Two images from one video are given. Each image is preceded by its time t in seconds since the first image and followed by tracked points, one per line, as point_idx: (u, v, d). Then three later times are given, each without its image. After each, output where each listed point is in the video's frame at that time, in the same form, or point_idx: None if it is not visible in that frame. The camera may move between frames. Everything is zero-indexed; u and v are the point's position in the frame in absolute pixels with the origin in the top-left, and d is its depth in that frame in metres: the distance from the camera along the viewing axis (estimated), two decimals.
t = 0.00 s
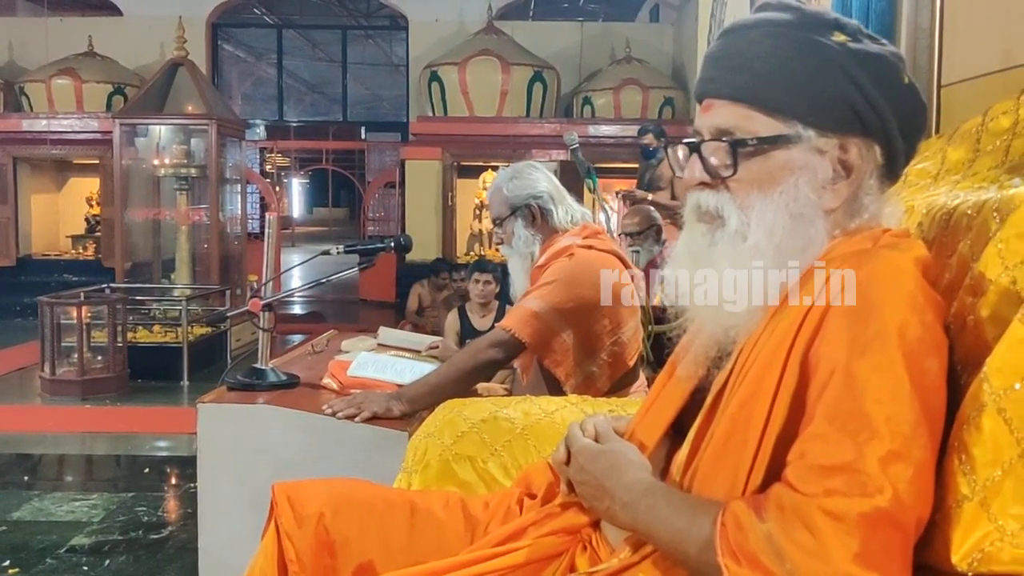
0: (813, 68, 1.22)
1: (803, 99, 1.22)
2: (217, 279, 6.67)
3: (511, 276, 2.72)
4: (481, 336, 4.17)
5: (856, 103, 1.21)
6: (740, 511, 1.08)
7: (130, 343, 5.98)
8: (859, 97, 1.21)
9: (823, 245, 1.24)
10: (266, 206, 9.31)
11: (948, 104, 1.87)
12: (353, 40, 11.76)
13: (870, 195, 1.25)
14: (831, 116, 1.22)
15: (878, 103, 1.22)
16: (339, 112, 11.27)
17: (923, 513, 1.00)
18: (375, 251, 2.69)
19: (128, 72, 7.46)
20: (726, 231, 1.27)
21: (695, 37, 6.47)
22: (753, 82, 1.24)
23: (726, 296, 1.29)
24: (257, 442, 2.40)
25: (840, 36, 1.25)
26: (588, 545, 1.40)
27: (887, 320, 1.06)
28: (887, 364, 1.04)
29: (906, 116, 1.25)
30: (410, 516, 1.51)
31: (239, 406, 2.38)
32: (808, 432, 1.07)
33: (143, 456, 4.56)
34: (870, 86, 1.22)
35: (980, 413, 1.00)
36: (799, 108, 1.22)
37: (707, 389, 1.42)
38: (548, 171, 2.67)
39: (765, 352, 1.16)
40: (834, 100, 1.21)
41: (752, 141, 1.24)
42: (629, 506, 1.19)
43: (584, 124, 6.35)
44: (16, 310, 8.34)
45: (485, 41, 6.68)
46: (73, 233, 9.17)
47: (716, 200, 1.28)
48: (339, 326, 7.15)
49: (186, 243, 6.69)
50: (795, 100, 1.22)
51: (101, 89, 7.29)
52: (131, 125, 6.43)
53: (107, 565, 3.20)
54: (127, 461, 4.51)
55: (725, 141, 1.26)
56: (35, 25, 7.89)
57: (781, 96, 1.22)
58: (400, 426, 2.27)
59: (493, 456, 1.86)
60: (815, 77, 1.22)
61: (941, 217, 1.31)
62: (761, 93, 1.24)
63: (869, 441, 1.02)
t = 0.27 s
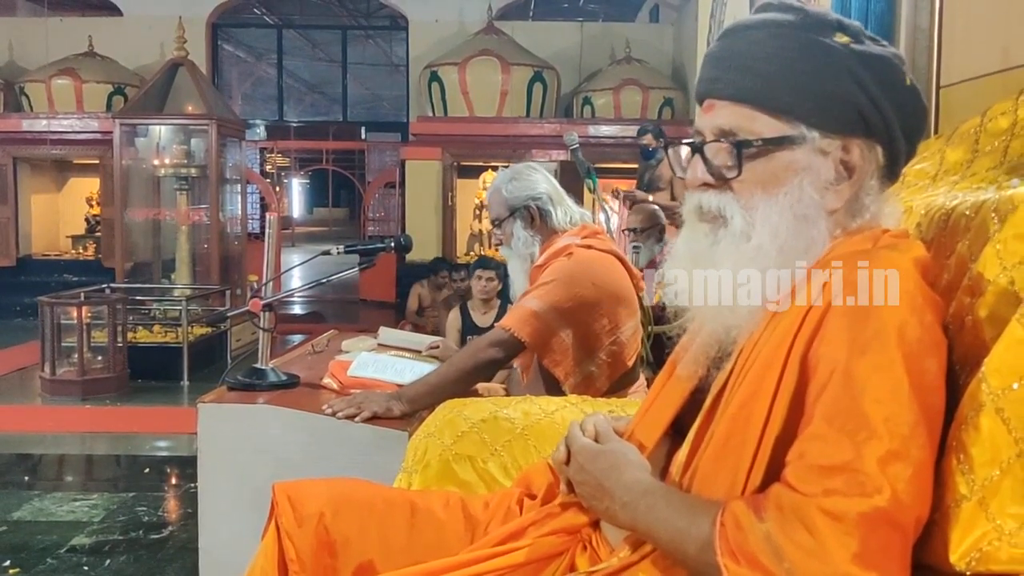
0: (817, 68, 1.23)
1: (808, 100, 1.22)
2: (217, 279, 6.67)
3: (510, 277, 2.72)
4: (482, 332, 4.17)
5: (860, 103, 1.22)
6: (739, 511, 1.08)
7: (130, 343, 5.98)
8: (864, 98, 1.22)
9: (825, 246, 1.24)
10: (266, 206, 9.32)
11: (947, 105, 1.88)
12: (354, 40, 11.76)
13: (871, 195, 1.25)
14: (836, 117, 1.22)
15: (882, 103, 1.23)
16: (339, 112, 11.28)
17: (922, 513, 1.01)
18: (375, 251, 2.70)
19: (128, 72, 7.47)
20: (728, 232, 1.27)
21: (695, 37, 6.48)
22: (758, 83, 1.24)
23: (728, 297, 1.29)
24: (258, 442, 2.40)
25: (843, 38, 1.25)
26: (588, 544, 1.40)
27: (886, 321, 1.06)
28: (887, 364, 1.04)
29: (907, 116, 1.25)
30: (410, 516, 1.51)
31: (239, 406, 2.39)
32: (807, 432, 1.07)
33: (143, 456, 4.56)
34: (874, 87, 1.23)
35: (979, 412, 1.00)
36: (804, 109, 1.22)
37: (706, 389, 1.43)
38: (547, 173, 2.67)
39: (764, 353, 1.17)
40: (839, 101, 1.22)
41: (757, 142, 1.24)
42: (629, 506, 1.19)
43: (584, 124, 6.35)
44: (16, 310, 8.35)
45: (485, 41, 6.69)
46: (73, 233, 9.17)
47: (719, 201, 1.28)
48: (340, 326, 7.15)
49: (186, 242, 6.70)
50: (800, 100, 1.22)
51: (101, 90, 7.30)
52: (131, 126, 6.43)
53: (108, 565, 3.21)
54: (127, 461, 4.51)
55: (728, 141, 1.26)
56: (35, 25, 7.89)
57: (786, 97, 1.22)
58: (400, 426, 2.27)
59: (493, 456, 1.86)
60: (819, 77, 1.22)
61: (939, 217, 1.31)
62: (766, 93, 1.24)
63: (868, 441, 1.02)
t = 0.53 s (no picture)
0: (816, 69, 1.22)
1: (808, 101, 1.22)
2: (216, 280, 6.67)
3: (509, 277, 2.72)
4: (484, 331, 4.17)
5: (859, 104, 1.22)
6: (738, 512, 1.08)
7: (130, 344, 5.98)
8: (863, 98, 1.22)
9: (824, 247, 1.24)
10: (266, 206, 9.32)
11: (946, 105, 1.88)
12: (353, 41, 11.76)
13: (869, 196, 1.25)
14: (835, 118, 1.22)
15: (880, 104, 1.23)
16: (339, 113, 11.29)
17: (921, 514, 1.01)
18: (375, 251, 2.69)
19: (128, 73, 7.47)
20: (727, 233, 1.27)
21: (695, 37, 6.48)
22: (756, 84, 1.24)
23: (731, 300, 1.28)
24: (257, 443, 2.40)
25: (840, 38, 1.26)
26: (587, 547, 1.40)
27: (885, 322, 1.06)
28: (886, 365, 1.04)
29: (905, 116, 1.26)
30: (410, 517, 1.51)
31: (238, 407, 2.38)
32: (807, 433, 1.07)
33: (143, 457, 4.56)
34: (873, 87, 1.23)
35: (978, 413, 1.00)
36: (804, 110, 1.22)
37: (705, 390, 1.43)
38: (546, 173, 2.68)
39: (763, 354, 1.16)
40: (839, 102, 1.22)
41: (756, 144, 1.24)
42: (629, 508, 1.19)
43: (583, 124, 6.34)
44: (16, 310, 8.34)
45: (484, 42, 6.69)
46: (73, 234, 9.17)
47: (719, 203, 1.27)
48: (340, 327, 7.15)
49: (186, 243, 6.70)
50: (800, 101, 1.22)
51: (101, 91, 7.30)
52: (131, 126, 6.43)
53: (107, 566, 3.20)
54: (126, 462, 4.50)
55: (727, 142, 1.25)
56: (35, 26, 7.89)
57: (786, 97, 1.22)
58: (400, 427, 2.27)
59: (492, 457, 1.86)
60: (818, 77, 1.22)
61: (938, 218, 1.31)
62: (765, 94, 1.23)
63: (867, 442, 1.02)
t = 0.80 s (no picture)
0: (815, 69, 1.23)
1: (808, 102, 1.22)
2: (217, 280, 6.67)
3: (508, 278, 2.72)
4: (485, 330, 4.17)
5: (859, 104, 1.22)
6: (738, 512, 1.08)
7: (130, 345, 5.98)
8: (863, 99, 1.22)
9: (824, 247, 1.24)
10: (266, 207, 9.32)
11: (946, 104, 1.88)
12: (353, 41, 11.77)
13: (868, 196, 1.25)
14: (835, 118, 1.22)
15: (880, 104, 1.23)
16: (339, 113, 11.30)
17: (920, 514, 1.01)
18: (375, 251, 2.69)
19: (127, 74, 7.48)
20: (727, 233, 1.27)
21: (694, 37, 6.49)
22: (756, 85, 1.24)
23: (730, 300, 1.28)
24: (257, 443, 2.40)
25: (839, 38, 1.26)
26: (587, 547, 1.40)
27: (885, 322, 1.06)
28: (886, 365, 1.04)
29: (904, 116, 1.26)
30: (410, 517, 1.51)
31: (238, 408, 2.39)
32: (807, 433, 1.07)
33: (143, 458, 4.56)
34: (873, 87, 1.23)
35: (978, 413, 1.00)
36: (803, 110, 1.22)
37: (706, 391, 1.43)
38: (546, 173, 2.67)
39: (763, 354, 1.16)
40: (839, 101, 1.22)
41: (756, 144, 1.24)
42: (629, 507, 1.19)
43: (583, 125, 6.34)
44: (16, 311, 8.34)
45: (484, 42, 6.70)
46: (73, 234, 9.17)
47: (719, 203, 1.28)
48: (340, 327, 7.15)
49: (186, 244, 6.70)
50: (800, 102, 1.22)
51: (100, 91, 7.31)
52: (131, 127, 6.43)
53: (107, 566, 3.21)
54: (127, 463, 4.51)
55: (727, 143, 1.25)
56: (34, 27, 7.89)
57: (785, 98, 1.22)
58: (400, 427, 2.27)
59: (492, 457, 1.86)
60: (818, 78, 1.22)
61: (938, 218, 1.31)
62: (765, 95, 1.23)
63: (866, 442, 1.02)
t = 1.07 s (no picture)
0: (812, 69, 1.22)
1: (804, 103, 1.21)
2: (216, 281, 6.67)
3: (507, 277, 2.72)
4: (485, 331, 4.17)
5: (856, 105, 1.22)
6: (738, 513, 1.08)
7: (129, 345, 5.98)
8: (860, 99, 1.22)
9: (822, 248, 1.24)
10: (265, 207, 9.33)
11: (945, 105, 1.88)
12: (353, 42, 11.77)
13: (866, 196, 1.26)
14: (832, 119, 1.22)
15: (877, 104, 1.23)
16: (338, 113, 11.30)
17: (920, 515, 1.01)
18: (375, 251, 2.69)
19: (127, 74, 7.48)
20: (725, 234, 1.27)
21: (694, 37, 6.49)
22: (752, 86, 1.24)
23: (729, 300, 1.28)
24: (257, 444, 2.40)
25: (835, 39, 1.26)
26: (586, 547, 1.40)
27: (883, 323, 1.06)
28: (885, 366, 1.04)
29: (902, 116, 1.26)
30: (409, 517, 1.51)
31: (238, 408, 2.39)
32: (806, 434, 1.07)
33: (143, 458, 4.56)
34: (870, 88, 1.23)
35: (978, 413, 1.00)
36: (800, 111, 1.21)
37: (706, 393, 1.43)
38: (546, 173, 2.67)
39: (762, 355, 1.16)
40: (836, 102, 1.21)
41: (753, 146, 1.24)
42: (629, 507, 1.19)
43: (583, 125, 6.33)
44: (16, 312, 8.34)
45: (484, 42, 6.70)
46: (73, 235, 9.17)
47: (717, 205, 1.28)
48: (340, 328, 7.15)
49: (185, 244, 6.70)
50: (797, 103, 1.21)
51: (100, 92, 7.32)
52: (130, 128, 6.43)
53: (107, 567, 3.20)
54: (126, 463, 4.51)
55: (725, 144, 1.25)
56: (34, 28, 7.89)
57: (782, 99, 1.22)
58: (400, 428, 2.27)
59: (492, 458, 1.86)
60: (815, 78, 1.22)
61: (937, 218, 1.31)
62: (762, 97, 1.23)
63: (865, 442, 1.02)
